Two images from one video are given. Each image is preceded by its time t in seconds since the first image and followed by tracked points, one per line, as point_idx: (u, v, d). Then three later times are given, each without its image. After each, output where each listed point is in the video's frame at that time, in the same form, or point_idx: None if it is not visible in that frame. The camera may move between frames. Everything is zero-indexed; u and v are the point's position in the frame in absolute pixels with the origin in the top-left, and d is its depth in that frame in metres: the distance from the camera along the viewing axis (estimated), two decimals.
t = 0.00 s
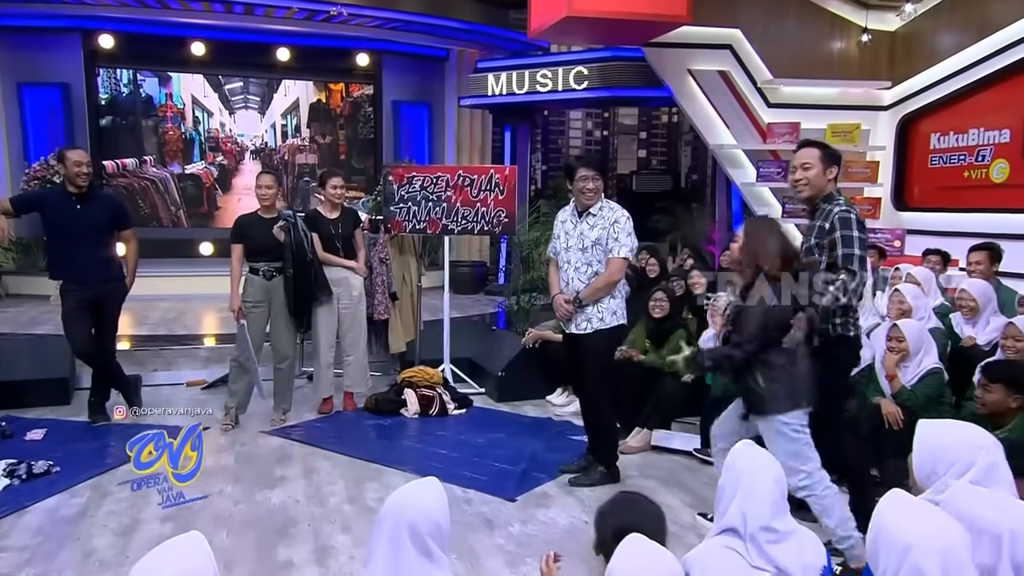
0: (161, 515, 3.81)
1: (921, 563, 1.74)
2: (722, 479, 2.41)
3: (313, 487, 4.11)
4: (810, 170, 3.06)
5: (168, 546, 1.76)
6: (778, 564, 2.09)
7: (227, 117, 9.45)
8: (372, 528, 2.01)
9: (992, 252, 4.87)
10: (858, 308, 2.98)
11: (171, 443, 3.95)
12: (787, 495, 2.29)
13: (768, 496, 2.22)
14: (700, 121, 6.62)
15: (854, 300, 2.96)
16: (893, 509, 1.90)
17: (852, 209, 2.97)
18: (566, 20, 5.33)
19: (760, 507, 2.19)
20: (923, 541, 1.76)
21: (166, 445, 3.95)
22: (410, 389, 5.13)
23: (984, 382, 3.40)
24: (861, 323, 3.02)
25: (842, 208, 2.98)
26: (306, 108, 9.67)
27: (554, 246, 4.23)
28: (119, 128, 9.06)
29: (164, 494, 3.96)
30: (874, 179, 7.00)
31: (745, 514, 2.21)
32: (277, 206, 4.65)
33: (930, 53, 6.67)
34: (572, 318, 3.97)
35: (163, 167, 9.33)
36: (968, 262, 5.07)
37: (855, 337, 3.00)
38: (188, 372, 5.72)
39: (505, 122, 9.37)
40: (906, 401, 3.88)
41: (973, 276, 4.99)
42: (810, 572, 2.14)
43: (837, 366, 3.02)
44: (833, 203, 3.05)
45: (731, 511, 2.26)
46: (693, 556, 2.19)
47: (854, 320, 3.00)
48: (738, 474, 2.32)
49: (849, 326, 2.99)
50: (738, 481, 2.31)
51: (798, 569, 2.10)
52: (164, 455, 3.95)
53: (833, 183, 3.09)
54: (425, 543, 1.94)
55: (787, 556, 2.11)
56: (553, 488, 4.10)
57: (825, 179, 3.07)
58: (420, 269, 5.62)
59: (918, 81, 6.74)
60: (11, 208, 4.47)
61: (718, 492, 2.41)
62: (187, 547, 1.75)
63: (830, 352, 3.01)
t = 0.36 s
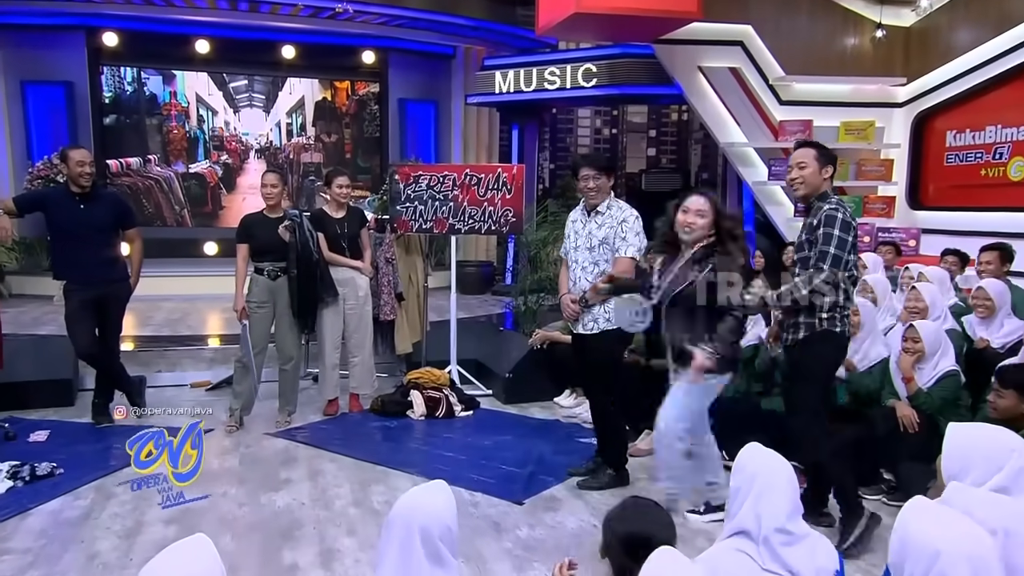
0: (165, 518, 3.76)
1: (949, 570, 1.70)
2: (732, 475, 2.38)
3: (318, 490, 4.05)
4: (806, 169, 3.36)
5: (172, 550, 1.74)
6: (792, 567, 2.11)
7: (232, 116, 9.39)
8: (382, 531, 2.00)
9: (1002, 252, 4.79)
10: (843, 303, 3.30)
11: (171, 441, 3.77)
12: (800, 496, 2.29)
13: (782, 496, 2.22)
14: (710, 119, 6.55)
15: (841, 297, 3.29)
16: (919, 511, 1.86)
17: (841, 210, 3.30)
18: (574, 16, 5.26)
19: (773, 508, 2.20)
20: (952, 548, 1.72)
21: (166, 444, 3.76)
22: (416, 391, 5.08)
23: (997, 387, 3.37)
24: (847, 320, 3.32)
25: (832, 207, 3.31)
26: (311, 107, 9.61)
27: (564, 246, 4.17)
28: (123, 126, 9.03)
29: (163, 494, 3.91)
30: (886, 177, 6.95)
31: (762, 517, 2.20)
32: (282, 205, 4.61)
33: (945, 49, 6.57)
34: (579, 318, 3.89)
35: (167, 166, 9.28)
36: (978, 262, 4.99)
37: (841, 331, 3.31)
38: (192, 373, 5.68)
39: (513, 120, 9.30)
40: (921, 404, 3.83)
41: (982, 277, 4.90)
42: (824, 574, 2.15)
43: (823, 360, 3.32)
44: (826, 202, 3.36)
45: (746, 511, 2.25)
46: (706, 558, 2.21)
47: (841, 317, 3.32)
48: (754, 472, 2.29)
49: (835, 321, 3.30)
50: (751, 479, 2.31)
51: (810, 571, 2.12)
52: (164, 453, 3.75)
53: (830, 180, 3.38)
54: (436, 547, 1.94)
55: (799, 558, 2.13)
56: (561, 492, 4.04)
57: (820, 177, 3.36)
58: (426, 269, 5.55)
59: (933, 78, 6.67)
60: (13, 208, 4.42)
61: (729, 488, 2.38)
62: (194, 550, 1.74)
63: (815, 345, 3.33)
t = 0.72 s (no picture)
0: (171, 519, 3.72)
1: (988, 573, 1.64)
2: (749, 478, 2.34)
3: (325, 491, 4.00)
4: (806, 171, 3.36)
5: (178, 554, 1.70)
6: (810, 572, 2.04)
7: (239, 114, 9.36)
8: (391, 535, 1.95)
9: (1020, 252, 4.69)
10: (839, 303, 3.34)
11: (171, 440, 3.80)
12: (819, 503, 2.23)
13: (802, 501, 2.17)
14: (722, 116, 6.49)
15: (838, 297, 3.33)
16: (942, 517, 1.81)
17: (837, 209, 3.31)
18: (584, 12, 5.20)
19: (793, 512, 2.14)
20: (988, 552, 1.67)
21: (166, 444, 3.80)
22: (423, 392, 5.02)
23: (1018, 389, 3.29)
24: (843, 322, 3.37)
25: (828, 208, 3.32)
26: (318, 104, 9.56)
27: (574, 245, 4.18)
28: (129, 124, 9.01)
29: (164, 494, 3.89)
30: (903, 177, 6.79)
31: (780, 521, 2.15)
32: (289, 204, 4.55)
33: (964, 43, 6.46)
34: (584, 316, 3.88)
35: (173, 164, 9.27)
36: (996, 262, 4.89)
37: (836, 332, 3.36)
38: (198, 374, 5.64)
39: (522, 118, 9.27)
40: (939, 407, 3.71)
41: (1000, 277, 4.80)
42: None
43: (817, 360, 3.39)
44: (825, 202, 3.37)
45: (764, 515, 2.20)
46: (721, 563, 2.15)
47: (838, 317, 3.37)
48: (772, 475, 2.25)
49: (830, 321, 3.36)
50: (770, 483, 2.25)
51: None
52: (164, 453, 3.79)
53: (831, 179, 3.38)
54: (447, 550, 1.88)
55: (818, 563, 2.06)
56: (571, 494, 3.98)
57: (820, 178, 3.36)
58: (434, 268, 5.50)
59: (950, 74, 6.55)
60: (19, 206, 4.39)
61: (744, 492, 2.34)
62: (197, 553, 1.71)
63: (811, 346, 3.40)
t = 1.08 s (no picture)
0: (180, 521, 3.67)
1: None
2: (764, 484, 2.27)
3: (335, 493, 3.95)
4: (805, 169, 3.33)
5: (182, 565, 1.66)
6: None
7: (248, 112, 9.31)
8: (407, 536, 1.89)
9: None
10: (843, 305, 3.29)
11: (171, 440, 3.74)
12: (841, 509, 2.18)
13: (827, 508, 2.11)
14: (738, 114, 6.40)
15: (840, 297, 3.30)
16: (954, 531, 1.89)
17: (832, 209, 3.26)
18: (598, 9, 5.15)
19: (819, 518, 2.07)
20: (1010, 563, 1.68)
21: (166, 444, 3.73)
22: (434, 393, 4.97)
23: None
24: (846, 323, 3.31)
25: (824, 207, 3.28)
26: (329, 102, 9.53)
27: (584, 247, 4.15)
28: (138, 123, 9.00)
29: (164, 494, 3.86)
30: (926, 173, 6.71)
31: (805, 529, 2.08)
32: (300, 202, 4.50)
33: (988, 38, 6.35)
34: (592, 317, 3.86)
35: (183, 163, 9.25)
36: None
37: (841, 333, 3.31)
38: (207, 374, 5.61)
39: (534, 115, 9.21)
40: (960, 410, 3.63)
41: None
42: None
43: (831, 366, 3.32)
44: (822, 200, 3.33)
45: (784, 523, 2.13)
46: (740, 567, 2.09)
47: (841, 319, 3.31)
48: (793, 481, 2.18)
49: (835, 324, 3.30)
50: (793, 488, 2.18)
51: None
52: (164, 453, 3.72)
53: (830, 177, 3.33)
54: (465, 552, 1.83)
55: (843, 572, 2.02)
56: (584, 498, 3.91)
57: (819, 177, 3.33)
58: (445, 268, 5.44)
59: (970, 71, 6.48)
60: (29, 206, 4.37)
61: (760, 498, 2.27)
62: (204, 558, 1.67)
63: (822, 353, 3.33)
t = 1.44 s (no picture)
0: (189, 522, 3.63)
1: None
2: (781, 492, 2.22)
3: (344, 495, 3.91)
4: (797, 167, 3.44)
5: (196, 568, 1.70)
6: None
7: (257, 109, 9.27)
8: (424, 540, 1.96)
9: None
10: (831, 303, 3.43)
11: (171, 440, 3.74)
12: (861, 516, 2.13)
13: (848, 517, 2.07)
14: (754, 111, 6.25)
15: (830, 295, 3.42)
16: (964, 545, 1.94)
17: (824, 210, 3.37)
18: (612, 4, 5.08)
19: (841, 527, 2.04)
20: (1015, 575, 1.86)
21: (166, 444, 3.73)
22: (445, 394, 4.91)
23: None
24: (836, 321, 3.45)
25: (817, 208, 3.39)
26: (338, 99, 9.48)
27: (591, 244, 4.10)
28: (147, 120, 8.99)
29: (163, 493, 3.82)
30: (946, 171, 6.63)
31: (827, 538, 2.03)
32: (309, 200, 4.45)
33: (1010, 34, 6.29)
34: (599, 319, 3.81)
35: (191, 161, 9.24)
36: None
37: (828, 329, 3.44)
38: (216, 374, 5.57)
39: (545, 112, 9.12)
40: (982, 413, 3.55)
41: None
42: None
43: (817, 361, 3.47)
44: (816, 197, 3.43)
45: (805, 532, 2.09)
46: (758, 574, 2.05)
47: (829, 317, 3.44)
48: (813, 490, 2.13)
49: (822, 321, 3.44)
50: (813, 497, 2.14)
51: None
52: (164, 453, 3.72)
53: (821, 175, 3.43)
54: (485, 553, 1.91)
55: None
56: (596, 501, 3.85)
57: (812, 174, 3.43)
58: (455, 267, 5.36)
59: (993, 66, 6.41)
60: (37, 204, 4.34)
61: (777, 505, 2.23)
62: (222, 561, 1.72)
63: (804, 348, 3.49)
